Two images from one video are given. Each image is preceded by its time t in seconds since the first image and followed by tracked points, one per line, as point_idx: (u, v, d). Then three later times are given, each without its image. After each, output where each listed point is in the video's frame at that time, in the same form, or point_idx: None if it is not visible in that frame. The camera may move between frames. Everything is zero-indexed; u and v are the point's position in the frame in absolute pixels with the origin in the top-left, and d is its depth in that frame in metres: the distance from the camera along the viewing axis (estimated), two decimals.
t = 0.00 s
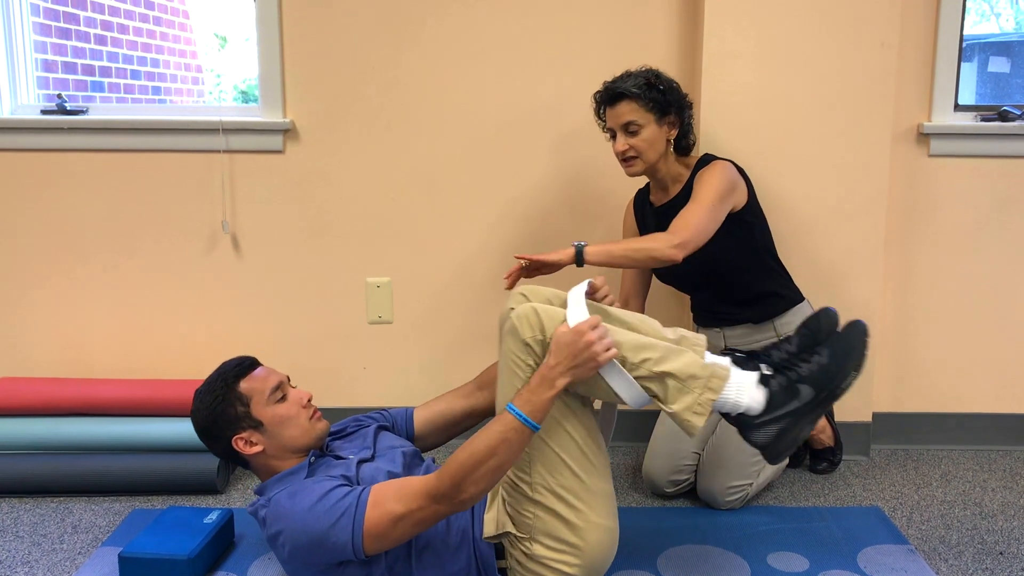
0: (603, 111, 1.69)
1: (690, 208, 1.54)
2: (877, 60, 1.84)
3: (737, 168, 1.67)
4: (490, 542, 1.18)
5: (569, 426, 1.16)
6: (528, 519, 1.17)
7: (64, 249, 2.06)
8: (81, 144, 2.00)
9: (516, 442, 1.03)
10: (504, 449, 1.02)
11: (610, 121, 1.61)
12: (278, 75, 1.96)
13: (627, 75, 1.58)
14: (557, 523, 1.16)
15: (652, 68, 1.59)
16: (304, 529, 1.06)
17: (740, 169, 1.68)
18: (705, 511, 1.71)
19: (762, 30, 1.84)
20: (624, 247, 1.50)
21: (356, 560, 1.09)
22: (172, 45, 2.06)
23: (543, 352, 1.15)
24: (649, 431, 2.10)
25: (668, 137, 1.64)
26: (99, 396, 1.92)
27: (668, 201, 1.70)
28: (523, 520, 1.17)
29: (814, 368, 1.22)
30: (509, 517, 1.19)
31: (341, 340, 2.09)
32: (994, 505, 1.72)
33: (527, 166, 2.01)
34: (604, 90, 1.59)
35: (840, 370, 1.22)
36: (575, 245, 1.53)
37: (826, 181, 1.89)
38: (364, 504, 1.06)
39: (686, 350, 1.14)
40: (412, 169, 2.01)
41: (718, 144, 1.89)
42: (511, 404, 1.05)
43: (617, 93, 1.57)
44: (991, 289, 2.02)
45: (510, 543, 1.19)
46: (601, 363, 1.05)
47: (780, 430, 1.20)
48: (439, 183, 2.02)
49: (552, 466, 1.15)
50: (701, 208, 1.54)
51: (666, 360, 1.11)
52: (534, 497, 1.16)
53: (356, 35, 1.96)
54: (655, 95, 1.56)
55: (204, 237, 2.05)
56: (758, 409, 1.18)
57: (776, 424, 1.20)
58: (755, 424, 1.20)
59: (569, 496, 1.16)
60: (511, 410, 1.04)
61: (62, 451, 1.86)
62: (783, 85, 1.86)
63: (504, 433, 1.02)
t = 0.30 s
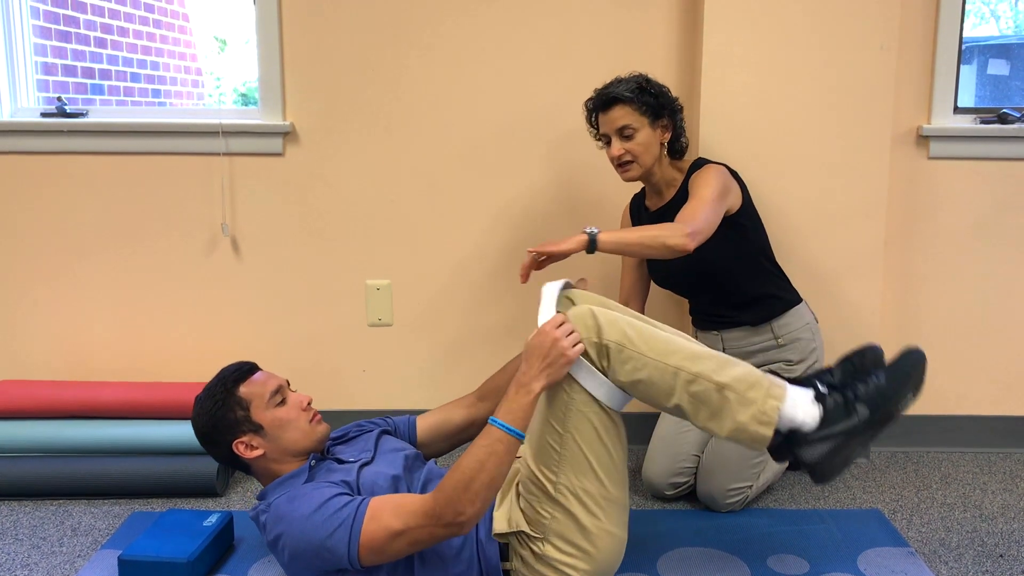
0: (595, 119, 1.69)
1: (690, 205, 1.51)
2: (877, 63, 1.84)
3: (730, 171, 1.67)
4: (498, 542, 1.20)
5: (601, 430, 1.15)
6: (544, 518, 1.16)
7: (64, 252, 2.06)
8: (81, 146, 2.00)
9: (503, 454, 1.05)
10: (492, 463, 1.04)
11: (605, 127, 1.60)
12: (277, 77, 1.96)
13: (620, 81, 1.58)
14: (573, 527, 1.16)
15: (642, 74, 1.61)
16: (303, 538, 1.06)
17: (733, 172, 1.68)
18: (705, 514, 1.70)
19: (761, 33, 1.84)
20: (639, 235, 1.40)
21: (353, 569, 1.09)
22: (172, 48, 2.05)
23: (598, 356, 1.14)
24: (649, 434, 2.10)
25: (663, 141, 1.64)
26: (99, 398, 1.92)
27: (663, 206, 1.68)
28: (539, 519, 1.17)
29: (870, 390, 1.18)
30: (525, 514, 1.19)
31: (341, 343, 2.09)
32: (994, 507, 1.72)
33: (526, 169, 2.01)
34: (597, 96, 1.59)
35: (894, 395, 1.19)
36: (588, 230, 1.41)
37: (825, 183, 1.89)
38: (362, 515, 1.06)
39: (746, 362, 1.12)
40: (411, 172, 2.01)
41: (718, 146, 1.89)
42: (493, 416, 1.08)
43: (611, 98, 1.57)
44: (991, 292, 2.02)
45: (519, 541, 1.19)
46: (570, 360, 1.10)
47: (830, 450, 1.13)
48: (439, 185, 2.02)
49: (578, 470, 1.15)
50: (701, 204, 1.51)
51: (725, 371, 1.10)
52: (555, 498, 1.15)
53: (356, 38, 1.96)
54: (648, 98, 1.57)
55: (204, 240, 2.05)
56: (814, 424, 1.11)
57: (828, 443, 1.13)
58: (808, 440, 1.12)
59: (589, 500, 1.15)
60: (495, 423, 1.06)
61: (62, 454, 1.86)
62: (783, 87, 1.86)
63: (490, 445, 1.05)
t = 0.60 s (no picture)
0: (592, 123, 1.67)
1: (705, 207, 1.51)
2: (877, 63, 1.84)
3: (727, 172, 1.67)
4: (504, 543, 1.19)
5: (622, 441, 1.15)
6: (555, 521, 1.16)
7: (65, 253, 2.06)
8: (81, 148, 2.00)
9: (510, 481, 1.03)
10: (498, 487, 1.02)
11: (604, 132, 1.59)
12: (278, 79, 1.96)
13: (616, 85, 1.57)
14: (582, 532, 1.16)
15: (638, 77, 1.60)
16: (302, 547, 1.06)
17: (730, 173, 1.68)
18: (706, 515, 1.70)
19: (761, 34, 1.84)
20: (668, 242, 1.40)
21: None
22: (172, 50, 2.06)
23: (624, 370, 1.15)
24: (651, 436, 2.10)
25: (661, 143, 1.64)
26: (99, 400, 1.91)
27: (663, 210, 1.67)
28: (550, 521, 1.17)
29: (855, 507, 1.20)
30: (534, 516, 1.18)
31: (341, 344, 2.09)
32: (995, 508, 1.72)
33: (527, 170, 2.01)
34: (596, 100, 1.58)
35: (876, 521, 1.20)
36: (617, 244, 1.37)
37: (825, 184, 1.89)
38: (361, 529, 1.05)
39: (753, 429, 1.15)
40: (412, 173, 2.01)
41: (718, 147, 1.89)
42: (507, 442, 1.05)
43: (610, 102, 1.55)
44: (992, 293, 2.02)
45: (525, 543, 1.19)
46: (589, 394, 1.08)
47: (791, 543, 1.15)
48: (439, 186, 2.02)
49: (594, 477, 1.15)
50: (713, 205, 1.51)
51: (733, 430, 1.12)
52: (568, 502, 1.16)
53: (356, 39, 1.96)
54: (646, 102, 1.56)
55: (204, 241, 2.05)
56: (787, 515, 1.14)
57: (792, 535, 1.15)
58: (775, 526, 1.15)
59: (601, 507, 1.16)
60: (509, 450, 1.04)
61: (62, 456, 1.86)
62: (783, 88, 1.86)
63: (500, 470, 1.02)
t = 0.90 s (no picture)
0: (593, 128, 1.62)
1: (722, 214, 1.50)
2: (877, 63, 1.84)
3: (732, 175, 1.63)
4: (508, 538, 1.20)
5: (644, 448, 1.14)
6: (565, 519, 1.16)
7: (66, 254, 2.06)
8: (83, 149, 2.00)
9: (507, 489, 1.03)
10: (495, 493, 1.03)
11: (607, 138, 1.54)
12: (278, 79, 1.96)
13: (618, 89, 1.52)
14: (590, 533, 1.16)
15: (639, 79, 1.55)
16: (298, 552, 1.07)
17: (735, 175, 1.64)
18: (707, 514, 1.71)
19: (761, 34, 1.84)
20: (692, 259, 1.40)
21: None
22: (173, 51, 2.06)
23: (654, 382, 1.15)
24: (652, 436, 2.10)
25: (664, 147, 1.59)
26: (101, 401, 1.92)
27: (668, 213, 1.65)
28: (560, 519, 1.16)
29: None
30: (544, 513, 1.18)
31: (342, 344, 2.09)
32: (997, 507, 1.72)
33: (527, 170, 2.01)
34: (597, 106, 1.53)
35: None
36: (641, 265, 1.39)
37: (826, 183, 1.89)
38: (354, 530, 1.06)
39: (761, 475, 1.14)
40: (413, 174, 2.01)
41: (719, 147, 1.89)
42: (512, 450, 1.05)
43: (613, 108, 1.51)
44: (993, 292, 2.02)
45: (531, 538, 1.19)
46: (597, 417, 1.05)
47: None
48: (440, 187, 2.02)
49: (610, 481, 1.15)
50: (729, 211, 1.49)
51: (741, 472, 1.12)
52: (582, 502, 1.16)
53: (356, 40, 1.96)
54: (649, 105, 1.52)
55: (205, 242, 2.05)
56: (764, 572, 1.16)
57: None
58: None
59: (612, 511, 1.15)
60: (511, 457, 1.04)
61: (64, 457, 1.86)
62: (783, 87, 1.86)
63: (498, 477, 1.03)
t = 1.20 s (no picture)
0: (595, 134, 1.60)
1: (727, 224, 1.49)
2: (879, 62, 1.84)
3: (734, 177, 1.63)
4: (509, 534, 1.19)
5: (653, 454, 1.14)
6: (570, 519, 1.16)
7: (67, 254, 2.06)
8: (84, 149, 2.00)
9: (509, 482, 1.04)
10: (497, 486, 1.04)
11: (611, 145, 1.52)
12: (279, 79, 1.96)
13: (620, 95, 1.49)
14: (594, 534, 1.16)
15: (639, 84, 1.52)
16: (298, 552, 1.07)
17: (736, 176, 1.64)
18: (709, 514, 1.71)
19: (763, 33, 1.84)
20: (699, 280, 1.39)
21: None
22: (174, 51, 2.06)
23: (668, 390, 1.14)
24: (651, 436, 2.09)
25: (667, 151, 1.58)
26: (102, 401, 1.92)
27: (671, 218, 1.64)
28: (565, 518, 1.16)
29: None
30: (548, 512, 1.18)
31: (343, 344, 2.09)
32: (998, 507, 1.72)
33: (528, 170, 2.01)
34: (600, 115, 1.50)
35: None
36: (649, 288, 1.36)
37: (827, 183, 1.89)
38: (354, 525, 1.06)
39: (769, 489, 1.14)
40: (413, 173, 2.01)
41: (720, 147, 1.89)
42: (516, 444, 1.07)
43: (617, 116, 1.48)
44: (995, 292, 2.02)
45: (534, 535, 1.19)
46: (602, 418, 1.07)
47: None
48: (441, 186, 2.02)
49: (617, 483, 1.15)
50: (735, 220, 1.49)
51: (750, 485, 1.12)
52: (587, 502, 1.16)
53: (357, 39, 1.96)
54: (652, 111, 1.50)
55: (206, 242, 2.05)
56: None
57: None
58: None
59: (617, 512, 1.15)
60: (514, 451, 1.05)
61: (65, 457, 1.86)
62: (785, 86, 1.86)
63: (500, 469, 1.04)
